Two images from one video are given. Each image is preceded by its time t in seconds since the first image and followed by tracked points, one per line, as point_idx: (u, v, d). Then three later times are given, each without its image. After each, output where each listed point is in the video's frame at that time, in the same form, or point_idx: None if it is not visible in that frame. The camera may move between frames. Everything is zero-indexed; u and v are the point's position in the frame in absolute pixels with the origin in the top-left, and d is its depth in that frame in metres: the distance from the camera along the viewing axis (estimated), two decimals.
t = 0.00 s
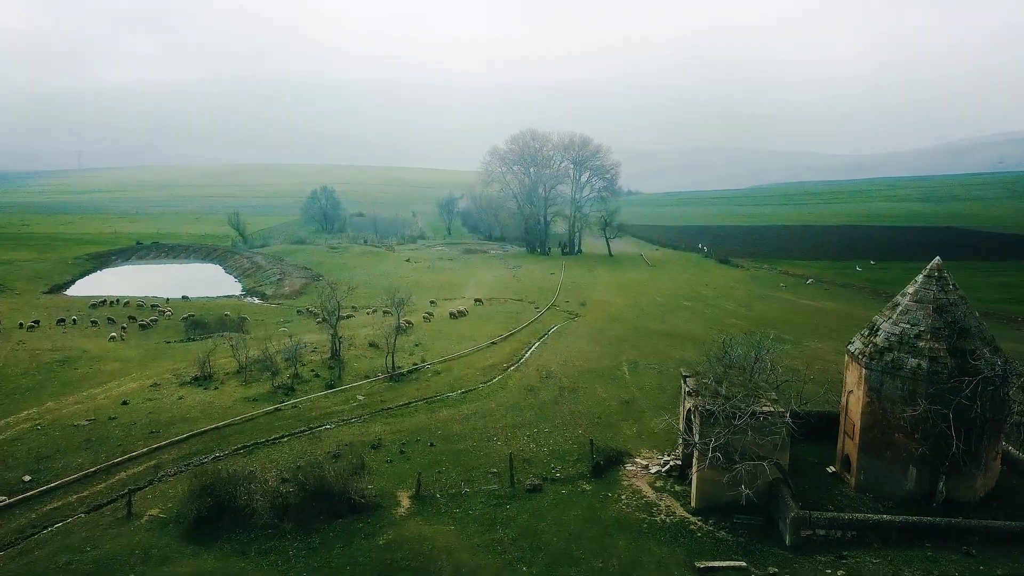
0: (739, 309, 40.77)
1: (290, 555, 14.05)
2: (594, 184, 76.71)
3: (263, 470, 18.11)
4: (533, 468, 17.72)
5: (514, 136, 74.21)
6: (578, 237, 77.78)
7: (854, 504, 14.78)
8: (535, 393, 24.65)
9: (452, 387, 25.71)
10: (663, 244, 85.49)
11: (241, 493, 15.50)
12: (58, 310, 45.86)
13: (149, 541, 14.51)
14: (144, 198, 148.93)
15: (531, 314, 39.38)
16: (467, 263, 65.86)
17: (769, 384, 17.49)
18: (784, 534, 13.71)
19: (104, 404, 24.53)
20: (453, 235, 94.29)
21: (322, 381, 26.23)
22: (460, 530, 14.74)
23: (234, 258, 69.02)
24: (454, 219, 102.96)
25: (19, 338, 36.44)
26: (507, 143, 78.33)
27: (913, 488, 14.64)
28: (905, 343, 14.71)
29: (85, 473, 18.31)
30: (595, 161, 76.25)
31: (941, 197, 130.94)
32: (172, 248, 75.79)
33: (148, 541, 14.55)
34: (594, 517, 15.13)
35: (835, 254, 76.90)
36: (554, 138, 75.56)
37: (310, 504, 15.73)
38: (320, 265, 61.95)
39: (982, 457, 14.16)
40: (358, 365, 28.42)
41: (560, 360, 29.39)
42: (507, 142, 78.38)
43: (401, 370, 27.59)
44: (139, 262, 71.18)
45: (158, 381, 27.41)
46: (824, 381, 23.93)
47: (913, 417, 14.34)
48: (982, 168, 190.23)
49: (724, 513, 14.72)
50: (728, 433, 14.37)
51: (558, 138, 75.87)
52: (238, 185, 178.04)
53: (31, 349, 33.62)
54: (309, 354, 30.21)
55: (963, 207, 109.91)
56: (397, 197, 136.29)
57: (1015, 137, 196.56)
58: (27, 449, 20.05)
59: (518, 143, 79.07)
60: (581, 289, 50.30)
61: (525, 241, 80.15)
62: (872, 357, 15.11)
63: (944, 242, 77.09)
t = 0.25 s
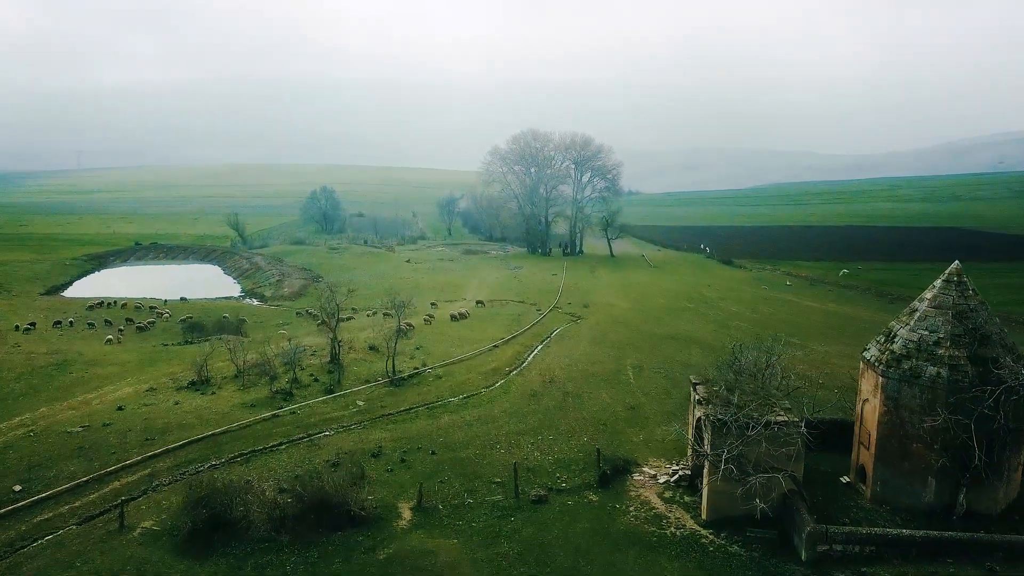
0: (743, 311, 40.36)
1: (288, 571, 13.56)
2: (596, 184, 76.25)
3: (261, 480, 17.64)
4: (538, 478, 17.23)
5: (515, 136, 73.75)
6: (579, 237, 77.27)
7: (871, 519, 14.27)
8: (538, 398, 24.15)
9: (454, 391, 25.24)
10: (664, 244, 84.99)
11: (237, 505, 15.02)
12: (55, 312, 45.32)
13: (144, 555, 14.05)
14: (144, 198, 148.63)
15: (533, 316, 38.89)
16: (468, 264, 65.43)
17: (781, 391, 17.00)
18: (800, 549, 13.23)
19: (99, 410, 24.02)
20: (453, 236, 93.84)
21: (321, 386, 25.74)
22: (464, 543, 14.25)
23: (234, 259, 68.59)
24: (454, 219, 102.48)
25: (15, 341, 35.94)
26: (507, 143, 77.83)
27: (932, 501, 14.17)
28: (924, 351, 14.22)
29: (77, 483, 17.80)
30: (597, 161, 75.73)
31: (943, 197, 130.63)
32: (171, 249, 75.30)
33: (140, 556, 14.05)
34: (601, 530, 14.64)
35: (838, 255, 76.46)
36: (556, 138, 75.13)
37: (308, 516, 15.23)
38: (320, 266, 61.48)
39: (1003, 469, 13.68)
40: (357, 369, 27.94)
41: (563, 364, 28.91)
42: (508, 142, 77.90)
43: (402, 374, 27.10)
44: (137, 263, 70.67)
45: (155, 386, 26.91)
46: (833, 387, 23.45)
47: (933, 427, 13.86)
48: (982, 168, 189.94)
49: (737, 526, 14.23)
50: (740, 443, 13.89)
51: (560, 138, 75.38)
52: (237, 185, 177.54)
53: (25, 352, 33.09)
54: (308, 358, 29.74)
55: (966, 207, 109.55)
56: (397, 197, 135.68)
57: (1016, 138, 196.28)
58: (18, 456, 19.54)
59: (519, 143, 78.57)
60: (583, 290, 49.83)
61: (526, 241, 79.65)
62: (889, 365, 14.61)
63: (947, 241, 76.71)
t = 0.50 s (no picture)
0: (747, 313, 39.93)
1: None
2: (598, 184, 75.77)
3: (257, 490, 17.14)
4: (543, 488, 16.72)
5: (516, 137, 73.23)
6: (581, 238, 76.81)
7: (890, 533, 13.76)
8: (541, 404, 23.65)
9: (455, 397, 24.77)
10: (665, 245, 84.53)
11: (233, 518, 14.52)
12: (51, 313, 44.81)
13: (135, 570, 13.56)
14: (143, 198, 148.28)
15: (535, 319, 38.41)
16: (468, 265, 64.96)
17: (794, 399, 16.49)
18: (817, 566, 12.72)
19: (93, 416, 23.47)
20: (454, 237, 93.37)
21: (320, 391, 25.23)
22: (468, 559, 13.73)
23: (233, 260, 68.11)
24: (454, 219, 102.01)
25: (10, 344, 35.44)
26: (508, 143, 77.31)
27: (952, 515, 13.68)
28: (944, 359, 13.72)
29: (69, 493, 17.26)
30: (598, 161, 75.25)
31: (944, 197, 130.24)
32: (169, 250, 74.78)
33: (132, 571, 13.56)
34: (610, 544, 14.12)
35: (841, 255, 76.03)
36: (558, 138, 74.62)
37: (306, 530, 14.73)
38: (320, 267, 61.01)
39: None
40: (357, 374, 27.46)
41: (566, 368, 28.44)
42: (509, 142, 77.38)
43: (402, 379, 26.61)
44: (135, 264, 70.17)
45: (151, 391, 26.38)
46: (843, 392, 22.96)
47: (954, 438, 13.35)
48: (982, 168, 189.55)
49: (750, 540, 13.72)
50: (754, 454, 13.39)
51: (561, 138, 74.87)
52: (237, 185, 176.97)
53: (20, 355, 32.59)
54: (307, 362, 29.26)
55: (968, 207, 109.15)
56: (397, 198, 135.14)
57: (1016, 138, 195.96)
58: (9, 465, 19.03)
59: (520, 143, 78.03)
60: (585, 292, 49.36)
61: (527, 242, 79.16)
62: (907, 373, 14.10)
63: (950, 242, 76.29)
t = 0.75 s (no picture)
0: (751, 315, 39.47)
1: None
2: (599, 185, 75.26)
3: (254, 502, 16.64)
4: (549, 499, 16.23)
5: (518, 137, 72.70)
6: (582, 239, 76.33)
7: (910, 549, 13.26)
8: (546, 410, 23.12)
9: (457, 402, 24.27)
10: (667, 246, 84.04)
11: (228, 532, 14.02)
12: (47, 316, 44.28)
13: None
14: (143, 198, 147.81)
15: (537, 321, 37.89)
16: (469, 265, 64.50)
17: (808, 407, 15.99)
18: None
19: (86, 422, 22.92)
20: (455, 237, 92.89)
21: (320, 396, 24.69)
22: None
23: (232, 261, 67.64)
24: (455, 220, 101.52)
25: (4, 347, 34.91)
26: (509, 144, 76.76)
27: (974, 529, 13.19)
28: (967, 368, 13.23)
29: (59, 505, 16.75)
30: (600, 162, 74.73)
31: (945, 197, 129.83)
32: (168, 251, 74.25)
33: None
34: (619, 560, 13.62)
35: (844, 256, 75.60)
36: (559, 138, 74.08)
37: (304, 544, 14.23)
38: (319, 268, 60.53)
39: None
40: (357, 378, 26.97)
41: (569, 372, 27.96)
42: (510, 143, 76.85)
43: (403, 384, 26.08)
44: (134, 265, 69.62)
45: (146, 396, 25.83)
46: (854, 398, 22.43)
47: (978, 450, 12.86)
48: (983, 168, 189.20)
49: (765, 556, 13.20)
50: (769, 467, 12.87)
51: (563, 138, 74.34)
52: (237, 185, 176.42)
53: (15, 359, 32.05)
54: (306, 366, 28.74)
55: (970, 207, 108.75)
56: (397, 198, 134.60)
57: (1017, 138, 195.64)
58: None
59: (520, 143, 77.49)
60: (588, 293, 48.85)
61: (528, 243, 78.65)
62: (927, 382, 13.62)
63: (953, 241, 75.86)
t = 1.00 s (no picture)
0: (756, 318, 38.98)
1: None
2: (601, 185, 74.74)
3: (250, 514, 16.14)
4: (554, 511, 15.74)
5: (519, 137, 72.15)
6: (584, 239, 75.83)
7: (933, 566, 12.73)
8: (550, 416, 22.61)
9: (460, 408, 23.77)
10: (669, 246, 83.55)
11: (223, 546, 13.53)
12: (44, 318, 43.75)
13: None
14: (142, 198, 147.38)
15: (540, 324, 37.40)
16: (470, 266, 64.05)
17: (822, 416, 15.50)
18: None
19: (80, 429, 22.42)
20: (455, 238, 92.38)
21: (319, 402, 24.18)
22: None
23: (231, 261, 67.16)
24: (456, 220, 101.02)
25: None
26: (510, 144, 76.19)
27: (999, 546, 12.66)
28: (990, 377, 12.73)
29: (50, 516, 16.25)
30: (601, 162, 74.20)
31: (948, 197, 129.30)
32: (167, 251, 73.70)
33: None
34: None
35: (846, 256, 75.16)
36: (560, 138, 73.52)
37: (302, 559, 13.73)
38: (319, 269, 60.03)
39: None
40: (357, 383, 26.48)
41: (573, 376, 27.45)
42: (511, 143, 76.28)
43: (404, 389, 25.57)
44: (132, 266, 69.10)
45: (142, 402, 25.31)
46: (866, 404, 21.94)
47: (1002, 464, 12.36)
48: (984, 168, 188.74)
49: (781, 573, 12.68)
50: (785, 481, 12.37)
51: (564, 138, 73.79)
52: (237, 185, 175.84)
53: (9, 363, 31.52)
54: (305, 369, 28.23)
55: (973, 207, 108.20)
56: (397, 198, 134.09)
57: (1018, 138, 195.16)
58: None
59: (522, 143, 76.92)
60: (590, 295, 48.34)
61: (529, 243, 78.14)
62: (949, 393, 13.10)
63: (957, 242, 75.36)
